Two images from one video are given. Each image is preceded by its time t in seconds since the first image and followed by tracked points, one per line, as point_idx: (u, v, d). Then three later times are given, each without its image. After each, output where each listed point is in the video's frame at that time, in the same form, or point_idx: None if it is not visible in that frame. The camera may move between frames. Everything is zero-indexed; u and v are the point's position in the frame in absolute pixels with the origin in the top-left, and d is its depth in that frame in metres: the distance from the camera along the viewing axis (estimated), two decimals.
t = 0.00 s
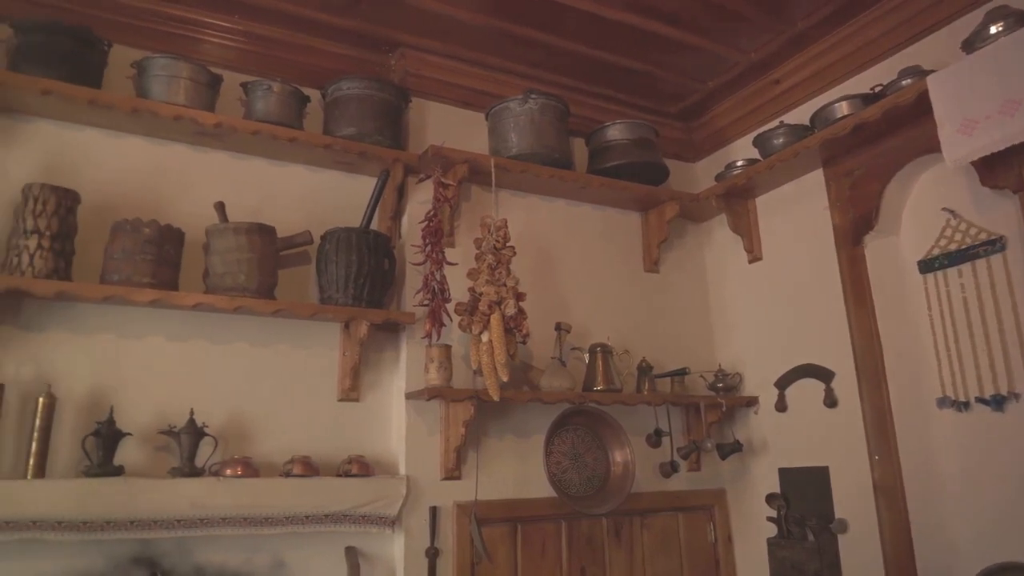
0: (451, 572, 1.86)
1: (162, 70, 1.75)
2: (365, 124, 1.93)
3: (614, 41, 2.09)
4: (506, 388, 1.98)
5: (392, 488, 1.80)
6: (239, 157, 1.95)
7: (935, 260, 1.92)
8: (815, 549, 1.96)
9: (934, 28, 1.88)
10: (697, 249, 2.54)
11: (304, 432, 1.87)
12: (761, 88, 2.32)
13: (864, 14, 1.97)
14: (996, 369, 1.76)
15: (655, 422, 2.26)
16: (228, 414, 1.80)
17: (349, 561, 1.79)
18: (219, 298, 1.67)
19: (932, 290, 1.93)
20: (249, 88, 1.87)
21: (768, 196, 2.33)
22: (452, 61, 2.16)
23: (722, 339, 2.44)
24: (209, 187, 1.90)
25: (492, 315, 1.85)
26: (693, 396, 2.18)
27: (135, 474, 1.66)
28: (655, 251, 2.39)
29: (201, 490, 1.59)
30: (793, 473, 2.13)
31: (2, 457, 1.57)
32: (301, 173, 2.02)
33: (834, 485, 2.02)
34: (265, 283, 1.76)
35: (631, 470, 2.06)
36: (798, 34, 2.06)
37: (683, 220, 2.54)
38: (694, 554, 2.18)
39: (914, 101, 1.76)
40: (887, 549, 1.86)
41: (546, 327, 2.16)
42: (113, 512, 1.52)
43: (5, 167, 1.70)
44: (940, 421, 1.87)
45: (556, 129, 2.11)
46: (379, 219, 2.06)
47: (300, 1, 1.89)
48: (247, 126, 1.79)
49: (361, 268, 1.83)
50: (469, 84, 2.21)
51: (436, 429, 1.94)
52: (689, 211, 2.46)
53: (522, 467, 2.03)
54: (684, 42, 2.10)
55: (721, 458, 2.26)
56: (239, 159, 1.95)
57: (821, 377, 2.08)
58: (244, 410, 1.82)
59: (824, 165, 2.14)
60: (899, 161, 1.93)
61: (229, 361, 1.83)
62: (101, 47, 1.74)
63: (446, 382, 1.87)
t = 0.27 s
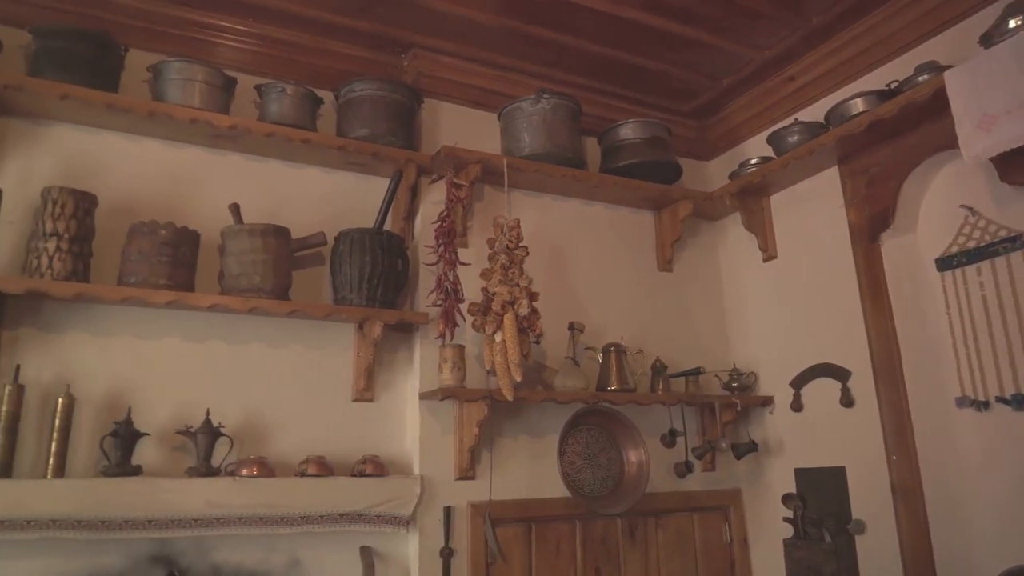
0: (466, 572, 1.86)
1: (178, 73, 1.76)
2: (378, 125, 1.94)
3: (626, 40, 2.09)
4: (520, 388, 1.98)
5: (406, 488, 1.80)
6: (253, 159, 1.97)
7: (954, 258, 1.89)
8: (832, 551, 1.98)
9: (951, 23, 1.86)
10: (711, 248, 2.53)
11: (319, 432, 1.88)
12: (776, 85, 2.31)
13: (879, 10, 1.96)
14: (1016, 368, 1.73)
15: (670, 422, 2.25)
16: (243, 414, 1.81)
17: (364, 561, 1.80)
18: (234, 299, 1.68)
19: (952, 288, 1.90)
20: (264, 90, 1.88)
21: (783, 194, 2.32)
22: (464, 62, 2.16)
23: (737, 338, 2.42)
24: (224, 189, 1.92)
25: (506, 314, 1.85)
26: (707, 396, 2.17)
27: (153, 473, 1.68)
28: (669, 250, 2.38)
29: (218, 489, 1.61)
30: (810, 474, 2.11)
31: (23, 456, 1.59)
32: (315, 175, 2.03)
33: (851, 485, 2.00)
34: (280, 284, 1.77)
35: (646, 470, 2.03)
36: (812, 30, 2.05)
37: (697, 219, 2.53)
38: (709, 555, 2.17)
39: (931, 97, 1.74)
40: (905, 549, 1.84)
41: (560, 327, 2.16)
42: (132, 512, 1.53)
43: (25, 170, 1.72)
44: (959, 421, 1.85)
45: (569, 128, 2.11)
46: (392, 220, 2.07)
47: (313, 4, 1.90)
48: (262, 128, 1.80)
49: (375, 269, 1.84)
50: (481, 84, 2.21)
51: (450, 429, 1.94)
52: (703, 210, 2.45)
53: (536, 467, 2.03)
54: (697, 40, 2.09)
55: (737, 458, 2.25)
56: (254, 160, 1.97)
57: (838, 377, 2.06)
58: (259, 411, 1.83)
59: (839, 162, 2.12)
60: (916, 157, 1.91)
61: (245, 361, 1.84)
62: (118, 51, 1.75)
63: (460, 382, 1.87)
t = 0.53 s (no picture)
0: (480, 573, 1.86)
1: (191, 76, 1.77)
2: (390, 126, 1.94)
3: (638, 39, 2.08)
4: (533, 388, 1.98)
5: (420, 488, 1.81)
6: (267, 160, 1.98)
7: (972, 255, 1.86)
8: (849, 552, 1.95)
9: (967, 18, 1.84)
10: (724, 247, 2.52)
11: (333, 432, 1.89)
12: (789, 83, 2.29)
13: (894, 6, 1.94)
14: None
15: (684, 422, 2.25)
16: (258, 414, 1.82)
17: (379, 561, 1.80)
18: (249, 300, 1.69)
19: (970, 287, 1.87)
20: (277, 92, 1.89)
21: (797, 192, 2.30)
22: (476, 62, 2.17)
23: (751, 337, 2.41)
24: (238, 191, 1.93)
25: (519, 314, 1.85)
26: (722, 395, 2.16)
27: (169, 473, 1.69)
28: (681, 249, 2.37)
29: (233, 489, 1.62)
30: (825, 473, 2.10)
31: (41, 457, 1.61)
32: (328, 176, 2.04)
33: (868, 485, 1.98)
34: (294, 285, 1.78)
35: (660, 470, 2.05)
36: (825, 27, 2.03)
37: (710, 218, 2.52)
38: (724, 555, 2.16)
39: (947, 93, 1.72)
40: (923, 550, 1.82)
41: (573, 327, 2.16)
42: (148, 511, 1.54)
43: (42, 173, 1.74)
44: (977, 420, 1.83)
45: (581, 128, 2.11)
46: (405, 220, 2.08)
47: (325, 6, 1.91)
48: (275, 130, 1.81)
49: (388, 269, 1.84)
50: (493, 85, 2.21)
51: (463, 429, 1.94)
52: (716, 208, 2.44)
53: (549, 467, 2.03)
54: (709, 38, 2.08)
55: (751, 458, 2.23)
56: (267, 162, 1.98)
57: (854, 376, 2.05)
58: (274, 411, 1.84)
59: (854, 160, 2.11)
60: (932, 154, 1.89)
61: (259, 362, 1.85)
62: (132, 55, 1.77)
63: (473, 382, 1.87)
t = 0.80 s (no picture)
0: (495, 573, 1.86)
1: (207, 79, 1.79)
2: (404, 127, 1.95)
3: (652, 37, 2.08)
4: (548, 388, 1.98)
5: (435, 488, 1.81)
6: (282, 162, 1.99)
7: (991, 253, 1.82)
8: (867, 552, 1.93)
9: (986, 12, 1.82)
10: (740, 246, 2.50)
11: (349, 432, 1.90)
12: (804, 80, 2.27)
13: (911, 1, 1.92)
14: None
15: (700, 422, 2.24)
16: (275, 414, 1.83)
17: (395, 560, 1.81)
18: (265, 301, 1.70)
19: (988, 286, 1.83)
20: (292, 95, 1.90)
21: (813, 190, 2.29)
22: (489, 62, 2.17)
23: (767, 336, 2.40)
24: (254, 193, 1.94)
25: (533, 314, 1.85)
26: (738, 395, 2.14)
27: (187, 473, 1.70)
28: (696, 248, 2.36)
29: (250, 489, 1.63)
30: (843, 474, 2.08)
31: (62, 457, 1.63)
32: (342, 177, 2.05)
33: (886, 485, 1.96)
34: (309, 286, 1.79)
35: (676, 470, 2.02)
36: (841, 24, 2.02)
37: (725, 216, 2.50)
38: (741, 555, 2.15)
39: (966, 88, 1.70)
40: (943, 551, 1.80)
41: (587, 326, 2.15)
42: (167, 511, 1.56)
43: (61, 177, 1.76)
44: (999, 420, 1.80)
45: (595, 127, 2.10)
46: (419, 220, 2.08)
47: (339, 8, 1.92)
48: (290, 132, 1.83)
49: (402, 269, 1.85)
50: (506, 85, 2.22)
51: (478, 429, 1.94)
52: (731, 207, 2.43)
53: (565, 467, 2.03)
54: (723, 36, 2.07)
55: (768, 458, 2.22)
56: (282, 164, 1.99)
57: (872, 375, 2.03)
58: (290, 411, 1.85)
59: (871, 157, 2.09)
60: (951, 151, 1.87)
61: (276, 362, 1.86)
62: (150, 59, 1.79)
63: (488, 382, 1.88)
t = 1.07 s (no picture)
0: (509, 573, 1.86)
1: (222, 82, 1.80)
2: (416, 128, 1.95)
3: (664, 35, 2.07)
4: (561, 388, 1.98)
5: (448, 488, 1.81)
6: (295, 164, 2.00)
7: (1011, 250, 1.80)
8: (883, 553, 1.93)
9: (1004, 6, 1.80)
10: (754, 244, 2.49)
11: (362, 432, 1.91)
12: (818, 77, 2.26)
13: None
14: None
15: (714, 421, 2.22)
16: (289, 415, 1.84)
17: (408, 560, 1.81)
18: (279, 302, 1.72)
19: (1008, 284, 1.81)
20: (305, 97, 1.91)
21: (828, 188, 2.27)
22: (500, 62, 2.17)
23: (782, 336, 2.38)
24: (268, 194, 1.95)
25: (546, 314, 1.84)
26: (752, 394, 2.13)
27: (203, 473, 1.72)
28: (710, 246, 2.35)
29: (264, 489, 1.64)
30: (860, 473, 2.06)
31: (81, 457, 1.65)
32: (355, 178, 2.06)
33: (904, 485, 1.94)
34: (323, 286, 1.79)
35: (690, 470, 2.00)
36: (855, 20, 2.00)
37: (738, 215, 2.49)
38: (756, 556, 2.14)
39: (983, 83, 1.68)
40: (962, 553, 1.78)
41: (600, 326, 2.15)
42: (184, 510, 1.57)
43: (78, 180, 1.78)
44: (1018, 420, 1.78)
45: (607, 126, 2.10)
46: (432, 221, 2.09)
47: (351, 10, 1.93)
48: (303, 133, 1.84)
49: (415, 270, 1.85)
50: (518, 84, 2.21)
51: (491, 429, 1.94)
52: (745, 205, 2.42)
53: (578, 467, 2.03)
54: (736, 33, 2.06)
55: (783, 458, 2.20)
56: (295, 165, 2.00)
57: (889, 375, 2.01)
58: (305, 411, 1.86)
59: (887, 154, 2.06)
60: (968, 147, 1.84)
61: (290, 363, 1.87)
62: (165, 63, 1.80)
63: (501, 382, 1.88)
